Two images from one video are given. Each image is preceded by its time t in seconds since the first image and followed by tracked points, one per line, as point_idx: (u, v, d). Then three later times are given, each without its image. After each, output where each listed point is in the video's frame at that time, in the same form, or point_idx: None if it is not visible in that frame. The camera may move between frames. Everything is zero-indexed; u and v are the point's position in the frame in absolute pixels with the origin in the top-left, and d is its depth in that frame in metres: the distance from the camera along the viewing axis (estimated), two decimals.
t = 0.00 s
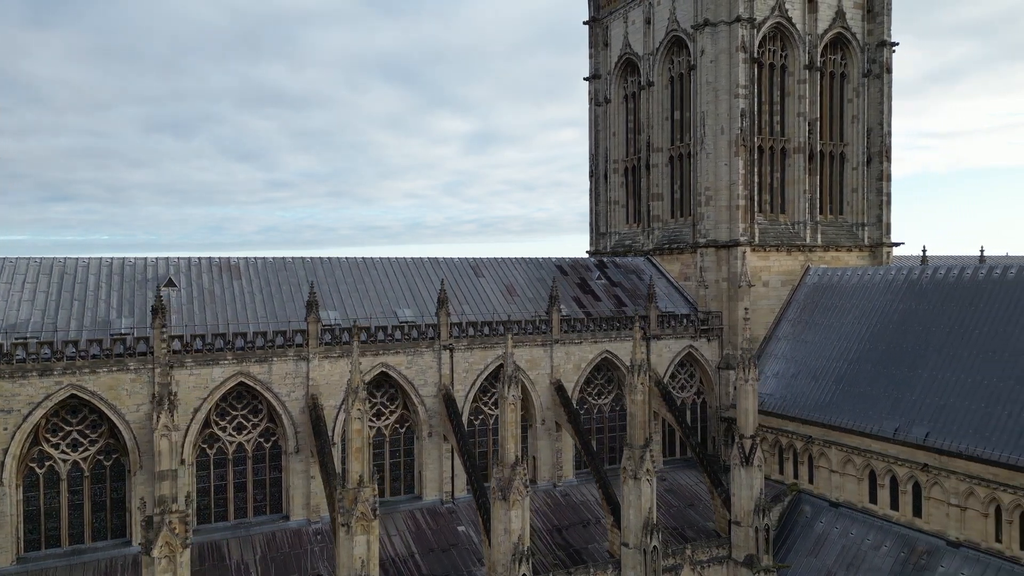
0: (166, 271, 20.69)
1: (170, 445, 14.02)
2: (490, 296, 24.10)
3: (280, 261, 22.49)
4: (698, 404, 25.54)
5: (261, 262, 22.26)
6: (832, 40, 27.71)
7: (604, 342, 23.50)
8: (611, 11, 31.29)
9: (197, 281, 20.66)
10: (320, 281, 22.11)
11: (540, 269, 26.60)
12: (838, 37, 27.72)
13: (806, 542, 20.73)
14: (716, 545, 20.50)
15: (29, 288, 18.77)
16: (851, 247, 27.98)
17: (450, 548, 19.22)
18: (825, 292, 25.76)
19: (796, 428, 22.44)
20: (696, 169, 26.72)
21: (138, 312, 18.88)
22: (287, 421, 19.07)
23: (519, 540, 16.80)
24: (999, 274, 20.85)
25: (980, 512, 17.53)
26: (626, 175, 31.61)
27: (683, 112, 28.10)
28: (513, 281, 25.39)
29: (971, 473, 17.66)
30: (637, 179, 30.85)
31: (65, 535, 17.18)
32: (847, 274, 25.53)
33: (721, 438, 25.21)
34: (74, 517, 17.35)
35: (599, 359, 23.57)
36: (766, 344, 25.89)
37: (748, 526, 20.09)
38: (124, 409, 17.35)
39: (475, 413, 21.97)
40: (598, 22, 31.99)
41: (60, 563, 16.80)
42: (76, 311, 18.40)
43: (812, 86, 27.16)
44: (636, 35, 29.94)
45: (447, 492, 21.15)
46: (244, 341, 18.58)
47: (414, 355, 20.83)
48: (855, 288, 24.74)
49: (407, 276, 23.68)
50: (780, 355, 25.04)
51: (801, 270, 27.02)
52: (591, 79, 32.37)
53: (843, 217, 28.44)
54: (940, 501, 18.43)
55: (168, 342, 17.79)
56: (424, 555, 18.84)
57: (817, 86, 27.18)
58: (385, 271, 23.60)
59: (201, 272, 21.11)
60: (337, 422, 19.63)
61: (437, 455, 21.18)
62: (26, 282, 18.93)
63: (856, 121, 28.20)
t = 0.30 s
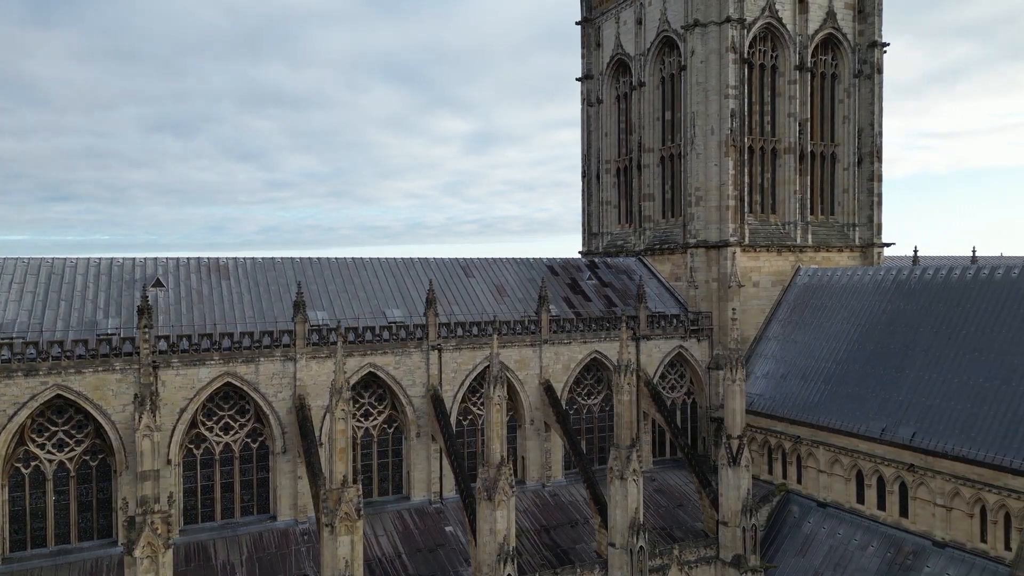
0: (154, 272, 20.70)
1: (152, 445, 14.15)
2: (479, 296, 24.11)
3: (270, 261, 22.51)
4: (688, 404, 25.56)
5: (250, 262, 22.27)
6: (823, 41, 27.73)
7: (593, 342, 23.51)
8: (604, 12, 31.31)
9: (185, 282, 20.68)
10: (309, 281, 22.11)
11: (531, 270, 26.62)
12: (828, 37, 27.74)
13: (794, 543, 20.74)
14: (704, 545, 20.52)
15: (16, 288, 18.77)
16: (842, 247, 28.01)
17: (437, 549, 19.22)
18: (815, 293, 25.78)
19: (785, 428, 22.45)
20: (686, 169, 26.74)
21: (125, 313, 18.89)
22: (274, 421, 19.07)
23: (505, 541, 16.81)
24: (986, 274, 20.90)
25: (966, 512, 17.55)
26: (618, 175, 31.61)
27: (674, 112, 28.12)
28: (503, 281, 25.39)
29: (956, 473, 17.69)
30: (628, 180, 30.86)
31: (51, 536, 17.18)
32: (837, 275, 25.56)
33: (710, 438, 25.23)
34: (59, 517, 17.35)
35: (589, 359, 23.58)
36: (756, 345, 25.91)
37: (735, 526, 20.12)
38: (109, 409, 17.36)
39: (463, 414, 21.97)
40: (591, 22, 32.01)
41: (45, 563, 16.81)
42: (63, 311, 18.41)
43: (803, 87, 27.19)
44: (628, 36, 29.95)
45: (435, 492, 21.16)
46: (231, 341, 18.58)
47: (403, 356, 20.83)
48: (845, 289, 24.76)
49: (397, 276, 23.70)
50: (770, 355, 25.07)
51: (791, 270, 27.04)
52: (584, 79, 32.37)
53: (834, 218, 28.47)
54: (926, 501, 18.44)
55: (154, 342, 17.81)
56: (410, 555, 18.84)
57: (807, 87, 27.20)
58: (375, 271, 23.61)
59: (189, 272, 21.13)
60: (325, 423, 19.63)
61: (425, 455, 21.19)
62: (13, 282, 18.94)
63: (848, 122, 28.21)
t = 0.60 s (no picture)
0: (142, 272, 20.70)
1: (135, 445, 14.15)
2: (469, 296, 24.13)
3: (259, 261, 22.52)
4: (678, 404, 25.58)
5: (239, 263, 22.28)
6: (814, 41, 27.75)
7: (583, 343, 23.52)
8: (596, 12, 31.32)
9: (173, 282, 20.68)
10: (296, 281, 22.11)
11: (522, 270, 26.64)
12: (819, 38, 27.76)
13: (781, 543, 20.75)
14: (692, 546, 20.55)
15: (3, 288, 18.77)
16: (833, 248, 28.04)
17: (424, 549, 19.25)
18: (805, 293, 25.80)
19: (773, 429, 22.47)
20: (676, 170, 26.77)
21: (112, 313, 18.90)
22: (262, 422, 19.08)
23: (490, 541, 16.83)
24: (974, 274, 20.93)
25: (951, 512, 17.56)
26: (610, 175, 31.64)
27: (665, 113, 28.13)
28: (493, 281, 25.41)
29: (942, 473, 17.70)
30: (620, 180, 30.87)
31: (37, 536, 17.18)
32: (827, 275, 25.58)
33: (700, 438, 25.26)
34: (45, 517, 17.35)
35: (578, 359, 23.60)
36: (746, 345, 25.94)
37: (723, 527, 20.14)
38: (96, 409, 17.37)
39: (453, 414, 21.98)
40: (583, 23, 32.03)
41: (31, 563, 16.81)
42: (49, 311, 18.41)
43: (793, 87, 27.23)
44: (620, 36, 29.96)
45: (424, 492, 21.17)
46: (218, 342, 18.58)
47: (391, 356, 20.84)
48: (835, 289, 24.79)
49: (386, 276, 23.72)
50: (759, 356, 25.10)
51: (782, 270, 27.06)
52: (576, 79, 32.39)
53: (825, 218, 28.49)
54: (912, 501, 18.46)
55: (140, 342, 17.82)
56: (397, 556, 18.87)
57: (798, 87, 27.23)
58: (364, 271, 23.62)
59: (178, 272, 21.14)
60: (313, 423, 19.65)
61: (413, 455, 21.21)
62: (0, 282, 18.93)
63: (838, 122, 28.24)
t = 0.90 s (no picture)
0: (130, 272, 20.71)
1: (118, 445, 14.13)
2: (459, 296, 24.16)
3: (248, 262, 22.54)
4: (668, 404, 25.61)
5: (228, 263, 22.29)
6: (805, 42, 27.77)
7: (573, 343, 23.54)
8: (588, 13, 31.34)
9: (161, 282, 20.69)
10: (285, 281, 22.11)
11: (512, 270, 26.65)
12: (810, 39, 27.78)
13: (770, 543, 20.77)
14: (680, 546, 20.57)
15: None
16: (824, 248, 28.06)
17: (412, 549, 19.26)
18: (795, 293, 25.82)
19: (762, 429, 22.49)
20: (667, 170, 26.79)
21: (99, 313, 18.91)
22: (249, 422, 19.09)
23: (476, 541, 16.84)
24: (961, 274, 20.97)
25: (937, 512, 17.59)
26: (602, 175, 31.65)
27: (657, 113, 28.15)
28: (484, 281, 25.43)
29: (927, 473, 17.74)
30: (612, 180, 30.89)
31: (23, 536, 17.18)
32: (817, 275, 25.61)
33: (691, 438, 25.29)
34: (31, 517, 17.35)
35: (568, 359, 23.61)
36: (736, 345, 25.97)
37: (711, 527, 20.16)
38: (82, 409, 17.39)
39: (441, 415, 21.99)
40: (575, 23, 32.04)
41: (17, 563, 16.83)
42: (36, 311, 18.42)
43: (784, 87, 27.26)
44: (611, 36, 29.98)
45: (412, 492, 21.18)
46: (205, 342, 18.59)
47: (379, 356, 20.85)
48: (824, 289, 24.81)
49: (376, 276, 23.74)
50: (749, 356, 25.13)
51: (772, 271, 27.09)
52: (568, 79, 32.40)
53: (816, 218, 28.51)
54: (899, 501, 18.49)
55: (127, 342, 17.84)
56: (385, 555, 18.89)
57: (788, 87, 27.26)
58: (354, 271, 23.64)
59: (166, 272, 21.15)
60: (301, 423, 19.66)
61: (402, 455, 21.22)
62: None
63: (829, 123, 28.26)
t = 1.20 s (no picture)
0: (118, 272, 20.72)
1: (101, 445, 14.10)
2: (449, 296, 24.18)
3: (238, 262, 22.55)
4: (659, 404, 25.63)
5: (217, 263, 22.30)
6: (796, 42, 27.79)
7: (562, 343, 23.54)
8: (580, 13, 31.34)
9: (150, 282, 20.70)
10: (274, 281, 22.11)
11: (503, 270, 26.66)
12: (801, 39, 27.80)
13: (758, 543, 20.79)
14: (668, 546, 20.60)
15: None
16: (815, 248, 28.09)
17: (399, 549, 19.28)
18: (785, 293, 25.84)
19: (751, 429, 22.50)
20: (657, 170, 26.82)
21: (86, 313, 18.91)
22: (237, 422, 19.09)
23: (462, 541, 16.85)
24: (949, 275, 20.98)
25: (923, 512, 17.62)
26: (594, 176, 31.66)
27: (648, 113, 28.17)
28: (474, 281, 25.44)
29: (913, 473, 17.77)
30: (604, 181, 30.90)
31: (9, 535, 17.18)
32: (808, 275, 25.63)
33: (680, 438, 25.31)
34: (17, 517, 17.35)
35: (558, 359, 23.63)
36: (727, 345, 25.98)
37: (698, 526, 20.19)
38: (68, 410, 17.40)
39: (430, 415, 22.01)
40: (568, 23, 32.06)
41: (3, 563, 16.84)
42: (23, 311, 18.43)
43: (775, 88, 27.29)
44: (603, 37, 29.99)
45: (401, 492, 21.20)
46: (192, 342, 18.60)
47: (368, 356, 20.85)
48: (814, 289, 24.83)
49: (366, 276, 23.75)
50: (739, 356, 25.15)
51: (763, 271, 27.11)
52: (561, 80, 32.40)
53: (807, 219, 28.53)
54: (885, 501, 18.52)
55: (114, 342, 17.86)
56: (372, 555, 18.91)
57: (779, 88, 27.30)
58: (344, 271, 23.65)
59: (155, 272, 21.16)
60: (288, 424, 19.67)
61: (390, 455, 21.23)
62: None
63: (820, 123, 28.29)
